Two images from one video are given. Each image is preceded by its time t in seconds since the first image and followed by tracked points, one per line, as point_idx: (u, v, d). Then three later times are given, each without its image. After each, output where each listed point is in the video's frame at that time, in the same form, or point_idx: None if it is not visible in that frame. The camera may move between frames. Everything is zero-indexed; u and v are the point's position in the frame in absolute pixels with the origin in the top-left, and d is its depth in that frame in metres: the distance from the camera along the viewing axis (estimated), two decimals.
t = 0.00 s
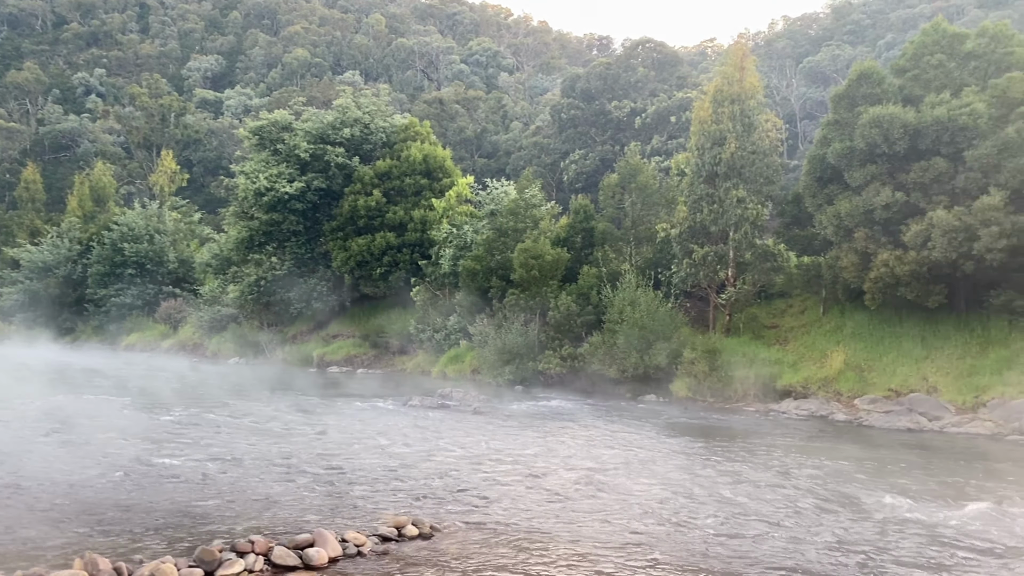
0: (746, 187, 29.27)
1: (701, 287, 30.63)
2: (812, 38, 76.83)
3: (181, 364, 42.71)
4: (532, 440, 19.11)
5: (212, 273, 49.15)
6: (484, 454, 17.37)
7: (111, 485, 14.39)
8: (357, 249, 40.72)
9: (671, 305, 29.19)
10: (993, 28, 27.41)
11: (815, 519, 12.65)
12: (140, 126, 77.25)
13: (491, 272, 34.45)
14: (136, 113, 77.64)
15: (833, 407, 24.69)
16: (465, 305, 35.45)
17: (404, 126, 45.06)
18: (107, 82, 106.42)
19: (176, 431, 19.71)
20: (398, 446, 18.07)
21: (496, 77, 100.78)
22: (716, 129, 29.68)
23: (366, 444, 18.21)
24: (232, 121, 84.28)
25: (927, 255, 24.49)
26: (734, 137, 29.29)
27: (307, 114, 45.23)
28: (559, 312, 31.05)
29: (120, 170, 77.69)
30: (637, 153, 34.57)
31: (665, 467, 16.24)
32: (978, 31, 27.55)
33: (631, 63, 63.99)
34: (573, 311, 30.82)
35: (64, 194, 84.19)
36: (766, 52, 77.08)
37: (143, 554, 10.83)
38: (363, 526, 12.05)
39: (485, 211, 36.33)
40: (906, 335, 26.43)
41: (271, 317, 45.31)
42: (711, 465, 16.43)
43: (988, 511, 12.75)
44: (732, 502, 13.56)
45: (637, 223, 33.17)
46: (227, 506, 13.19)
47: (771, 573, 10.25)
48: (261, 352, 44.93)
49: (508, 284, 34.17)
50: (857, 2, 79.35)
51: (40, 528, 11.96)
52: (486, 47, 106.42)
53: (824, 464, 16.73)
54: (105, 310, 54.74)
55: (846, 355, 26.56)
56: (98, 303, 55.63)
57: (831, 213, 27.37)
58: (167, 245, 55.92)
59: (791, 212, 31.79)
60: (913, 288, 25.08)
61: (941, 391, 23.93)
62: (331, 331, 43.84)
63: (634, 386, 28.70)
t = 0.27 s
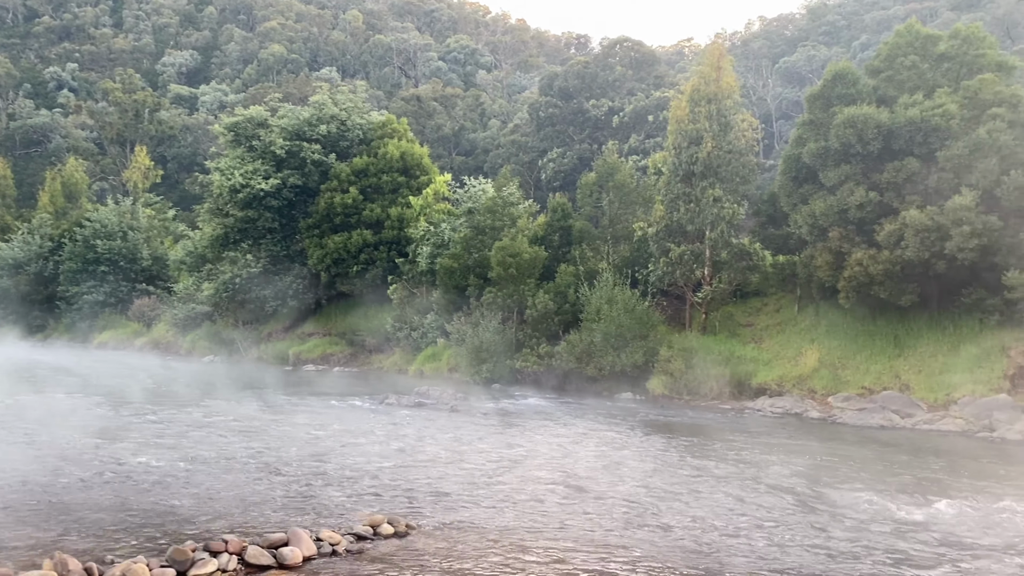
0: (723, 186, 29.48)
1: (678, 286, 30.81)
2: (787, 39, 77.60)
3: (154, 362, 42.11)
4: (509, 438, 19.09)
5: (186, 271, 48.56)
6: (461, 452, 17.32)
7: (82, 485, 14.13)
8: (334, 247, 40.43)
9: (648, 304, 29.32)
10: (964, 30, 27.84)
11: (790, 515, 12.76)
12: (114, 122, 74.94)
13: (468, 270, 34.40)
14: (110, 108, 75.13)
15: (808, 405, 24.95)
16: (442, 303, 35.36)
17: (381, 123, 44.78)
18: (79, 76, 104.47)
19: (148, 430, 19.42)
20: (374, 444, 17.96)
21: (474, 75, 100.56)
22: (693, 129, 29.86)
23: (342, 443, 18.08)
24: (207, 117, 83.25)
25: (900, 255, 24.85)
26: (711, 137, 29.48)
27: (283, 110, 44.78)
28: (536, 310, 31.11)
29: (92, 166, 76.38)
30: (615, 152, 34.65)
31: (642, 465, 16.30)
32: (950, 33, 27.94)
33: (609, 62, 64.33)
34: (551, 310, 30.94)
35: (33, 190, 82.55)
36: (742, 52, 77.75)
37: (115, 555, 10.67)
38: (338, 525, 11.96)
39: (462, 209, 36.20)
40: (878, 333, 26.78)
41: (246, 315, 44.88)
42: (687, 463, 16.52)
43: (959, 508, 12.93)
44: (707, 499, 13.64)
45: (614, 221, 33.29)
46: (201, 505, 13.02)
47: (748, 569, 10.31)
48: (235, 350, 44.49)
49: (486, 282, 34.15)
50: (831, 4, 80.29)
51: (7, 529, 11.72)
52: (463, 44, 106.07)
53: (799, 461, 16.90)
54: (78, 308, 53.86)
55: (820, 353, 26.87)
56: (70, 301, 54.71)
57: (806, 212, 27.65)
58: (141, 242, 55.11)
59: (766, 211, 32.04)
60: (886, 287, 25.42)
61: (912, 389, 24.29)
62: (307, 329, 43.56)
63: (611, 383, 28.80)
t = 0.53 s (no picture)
0: (699, 185, 29.73)
1: (654, 285, 31.02)
2: (763, 40, 78.37)
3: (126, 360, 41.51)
4: (486, 437, 19.04)
5: (160, 269, 47.98)
6: (438, 451, 17.24)
7: (51, 485, 13.89)
8: (309, 245, 40.14)
9: (625, 302, 29.46)
10: (936, 32, 28.29)
11: (764, 511, 12.88)
12: (87, 118, 75.07)
13: (445, 269, 34.36)
14: (82, 104, 75.75)
15: (782, 402, 25.23)
16: (419, 301, 35.30)
17: (358, 121, 44.52)
18: (51, 71, 102.42)
19: (120, 430, 19.11)
20: (350, 443, 17.87)
21: (451, 73, 100.34)
22: (669, 128, 30.02)
23: (318, 442, 17.95)
24: (182, 113, 82.14)
25: (872, 254, 25.20)
26: (687, 137, 29.70)
27: (259, 106, 44.35)
28: (514, 308, 31.23)
29: (63, 162, 74.99)
30: (592, 150, 34.76)
31: (618, 463, 16.34)
32: (922, 35, 28.43)
33: (586, 61, 64.32)
34: (528, 308, 31.01)
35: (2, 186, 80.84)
36: (718, 53, 78.42)
37: (85, 556, 10.50)
38: (312, 524, 11.88)
39: (439, 207, 36.10)
40: (852, 332, 27.12)
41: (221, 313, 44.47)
42: (664, 461, 16.59)
43: (931, 504, 13.10)
44: (684, 496, 13.71)
45: (591, 220, 33.38)
46: (174, 505, 12.85)
47: (723, 566, 10.37)
48: (209, 348, 44.03)
49: (463, 280, 34.14)
50: (806, 6, 81.25)
51: None
52: (441, 42, 105.74)
53: (774, 459, 17.03)
54: (49, 306, 52.93)
55: (794, 351, 27.22)
56: (41, 298, 53.73)
57: (781, 212, 27.93)
58: (114, 239, 54.25)
59: (742, 211, 32.32)
60: (859, 286, 25.74)
61: (884, 387, 24.64)
62: (283, 327, 43.32)
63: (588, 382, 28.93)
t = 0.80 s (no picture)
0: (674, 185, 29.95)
1: (630, 283, 31.16)
2: (739, 40, 79.04)
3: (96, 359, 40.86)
4: (463, 436, 18.95)
5: (133, 266, 47.35)
6: (414, 450, 17.13)
7: (18, 486, 13.60)
8: (284, 242, 39.77)
9: (601, 301, 29.55)
10: (908, 34, 28.72)
11: (738, 508, 12.98)
12: (57, 112, 73.45)
13: (422, 267, 34.26)
14: (51, 99, 74.25)
15: (756, 400, 25.46)
16: (395, 299, 35.15)
17: (333, 118, 44.16)
18: (19, 65, 100.22)
19: (90, 429, 18.78)
20: (325, 442, 17.73)
21: (428, 70, 100.01)
22: (645, 128, 30.13)
23: (292, 441, 17.79)
24: (155, 108, 80.86)
25: (845, 253, 25.50)
26: (663, 136, 29.85)
27: (233, 103, 43.84)
28: (491, 307, 31.45)
29: (32, 157, 73.43)
30: (568, 149, 34.79)
31: (595, 461, 16.34)
32: (894, 37, 28.89)
33: (563, 60, 64.42)
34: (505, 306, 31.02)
35: None
36: (694, 53, 78.98)
37: (53, 557, 10.30)
38: (286, 524, 11.76)
39: (415, 205, 35.89)
40: (825, 330, 27.43)
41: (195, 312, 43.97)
42: (640, 458, 16.63)
43: (903, 500, 13.27)
44: (659, 494, 13.76)
45: (568, 218, 33.35)
46: (144, 505, 12.63)
47: (698, 562, 10.42)
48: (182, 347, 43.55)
49: (440, 278, 34.07)
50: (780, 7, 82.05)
51: None
52: (418, 39, 105.27)
53: (748, 456, 17.13)
54: (18, 304, 51.94)
55: (768, 349, 27.49)
56: (9, 296, 52.68)
57: (755, 211, 28.16)
58: (85, 236, 53.28)
59: (716, 210, 32.54)
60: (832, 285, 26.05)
61: (856, 385, 24.95)
62: (258, 326, 43.01)
63: (564, 380, 29.01)
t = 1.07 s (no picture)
0: (649, 184, 30.19)
1: (605, 282, 31.30)
2: (714, 41, 79.73)
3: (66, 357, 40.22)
4: (439, 434, 18.93)
5: (105, 264, 46.67)
6: (389, 449, 17.04)
7: None
8: (258, 240, 39.39)
9: (577, 299, 29.62)
10: (880, 36, 29.17)
11: (712, 505, 13.09)
12: (26, 108, 70.96)
13: (398, 265, 34.14)
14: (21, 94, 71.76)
15: (729, 398, 25.71)
16: (370, 298, 34.99)
17: (308, 114, 43.77)
18: None
19: (59, 428, 18.45)
20: (300, 441, 17.60)
21: (404, 67, 99.71)
22: (621, 127, 30.24)
23: (265, 440, 17.62)
24: (127, 104, 79.43)
25: (817, 253, 25.75)
26: (639, 136, 30.00)
27: (207, 99, 43.29)
28: (466, 305, 31.28)
29: None
30: (544, 148, 34.87)
31: (571, 460, 16.33)
32: (866, 39, 29.35)
33: (540, 59, 64.40)
34: (481, 305, 31.02)
35: None
36: (670, 53, 79.19)
37: (21, 558, 10.10)
38: (259, 523, 11.65)
39: (391, 203, 35.61)
40: (798, 329, 27.75)
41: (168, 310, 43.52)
42: (615, 457, 16.67)
43: (875, 498, 13.41)
44: (634, 492, 13.84)
45: (545, 216, 33.23)
46: (114, 505, 12.42)
47: (674, 559, 10.48)
48: (155, 345, 43.29)
49: (416, 277, 33.99)
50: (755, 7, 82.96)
51: None
52: (394, 36, 104.68)
53: (723, 455, 17.24)
54: None
55: (741, 348, 27.78)
56: None
57: (729, 211, 28.40)
58: (55, 233, 52.13)
59: (691, 210, 32.77)
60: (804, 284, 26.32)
61: (827, 383, 25.25)
62: (231, 324, 42.74)
63: (540, 378, 29.09)
